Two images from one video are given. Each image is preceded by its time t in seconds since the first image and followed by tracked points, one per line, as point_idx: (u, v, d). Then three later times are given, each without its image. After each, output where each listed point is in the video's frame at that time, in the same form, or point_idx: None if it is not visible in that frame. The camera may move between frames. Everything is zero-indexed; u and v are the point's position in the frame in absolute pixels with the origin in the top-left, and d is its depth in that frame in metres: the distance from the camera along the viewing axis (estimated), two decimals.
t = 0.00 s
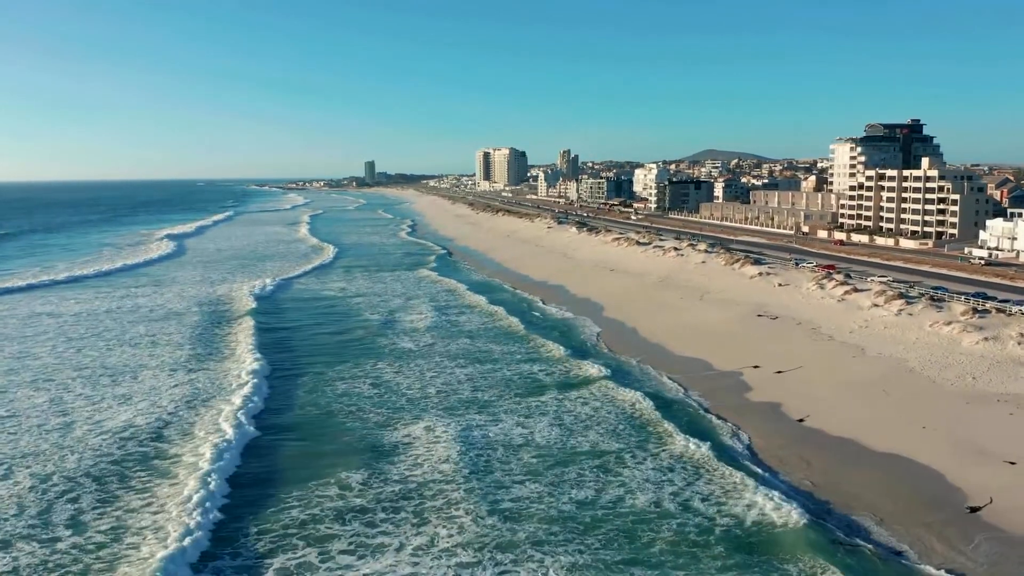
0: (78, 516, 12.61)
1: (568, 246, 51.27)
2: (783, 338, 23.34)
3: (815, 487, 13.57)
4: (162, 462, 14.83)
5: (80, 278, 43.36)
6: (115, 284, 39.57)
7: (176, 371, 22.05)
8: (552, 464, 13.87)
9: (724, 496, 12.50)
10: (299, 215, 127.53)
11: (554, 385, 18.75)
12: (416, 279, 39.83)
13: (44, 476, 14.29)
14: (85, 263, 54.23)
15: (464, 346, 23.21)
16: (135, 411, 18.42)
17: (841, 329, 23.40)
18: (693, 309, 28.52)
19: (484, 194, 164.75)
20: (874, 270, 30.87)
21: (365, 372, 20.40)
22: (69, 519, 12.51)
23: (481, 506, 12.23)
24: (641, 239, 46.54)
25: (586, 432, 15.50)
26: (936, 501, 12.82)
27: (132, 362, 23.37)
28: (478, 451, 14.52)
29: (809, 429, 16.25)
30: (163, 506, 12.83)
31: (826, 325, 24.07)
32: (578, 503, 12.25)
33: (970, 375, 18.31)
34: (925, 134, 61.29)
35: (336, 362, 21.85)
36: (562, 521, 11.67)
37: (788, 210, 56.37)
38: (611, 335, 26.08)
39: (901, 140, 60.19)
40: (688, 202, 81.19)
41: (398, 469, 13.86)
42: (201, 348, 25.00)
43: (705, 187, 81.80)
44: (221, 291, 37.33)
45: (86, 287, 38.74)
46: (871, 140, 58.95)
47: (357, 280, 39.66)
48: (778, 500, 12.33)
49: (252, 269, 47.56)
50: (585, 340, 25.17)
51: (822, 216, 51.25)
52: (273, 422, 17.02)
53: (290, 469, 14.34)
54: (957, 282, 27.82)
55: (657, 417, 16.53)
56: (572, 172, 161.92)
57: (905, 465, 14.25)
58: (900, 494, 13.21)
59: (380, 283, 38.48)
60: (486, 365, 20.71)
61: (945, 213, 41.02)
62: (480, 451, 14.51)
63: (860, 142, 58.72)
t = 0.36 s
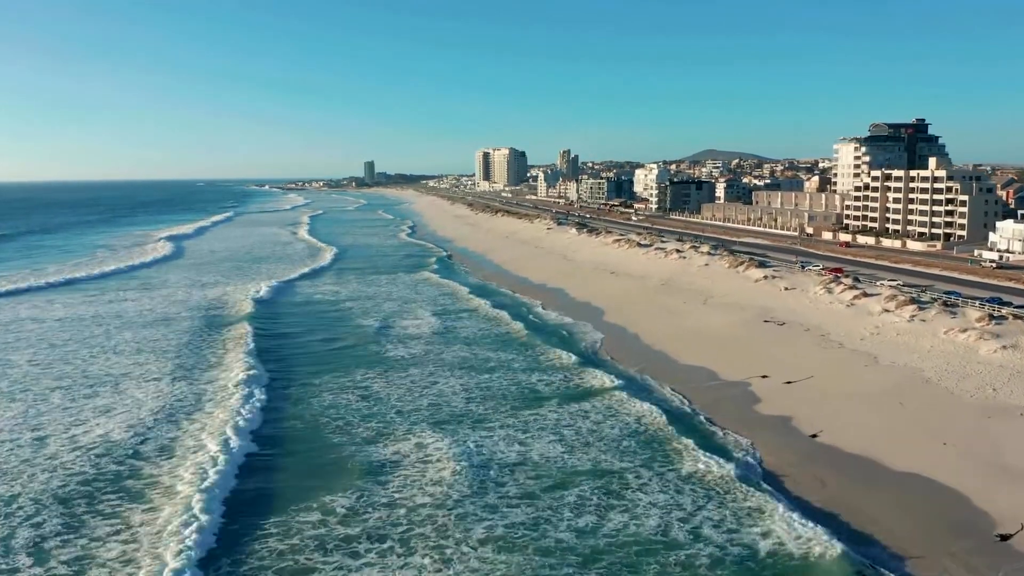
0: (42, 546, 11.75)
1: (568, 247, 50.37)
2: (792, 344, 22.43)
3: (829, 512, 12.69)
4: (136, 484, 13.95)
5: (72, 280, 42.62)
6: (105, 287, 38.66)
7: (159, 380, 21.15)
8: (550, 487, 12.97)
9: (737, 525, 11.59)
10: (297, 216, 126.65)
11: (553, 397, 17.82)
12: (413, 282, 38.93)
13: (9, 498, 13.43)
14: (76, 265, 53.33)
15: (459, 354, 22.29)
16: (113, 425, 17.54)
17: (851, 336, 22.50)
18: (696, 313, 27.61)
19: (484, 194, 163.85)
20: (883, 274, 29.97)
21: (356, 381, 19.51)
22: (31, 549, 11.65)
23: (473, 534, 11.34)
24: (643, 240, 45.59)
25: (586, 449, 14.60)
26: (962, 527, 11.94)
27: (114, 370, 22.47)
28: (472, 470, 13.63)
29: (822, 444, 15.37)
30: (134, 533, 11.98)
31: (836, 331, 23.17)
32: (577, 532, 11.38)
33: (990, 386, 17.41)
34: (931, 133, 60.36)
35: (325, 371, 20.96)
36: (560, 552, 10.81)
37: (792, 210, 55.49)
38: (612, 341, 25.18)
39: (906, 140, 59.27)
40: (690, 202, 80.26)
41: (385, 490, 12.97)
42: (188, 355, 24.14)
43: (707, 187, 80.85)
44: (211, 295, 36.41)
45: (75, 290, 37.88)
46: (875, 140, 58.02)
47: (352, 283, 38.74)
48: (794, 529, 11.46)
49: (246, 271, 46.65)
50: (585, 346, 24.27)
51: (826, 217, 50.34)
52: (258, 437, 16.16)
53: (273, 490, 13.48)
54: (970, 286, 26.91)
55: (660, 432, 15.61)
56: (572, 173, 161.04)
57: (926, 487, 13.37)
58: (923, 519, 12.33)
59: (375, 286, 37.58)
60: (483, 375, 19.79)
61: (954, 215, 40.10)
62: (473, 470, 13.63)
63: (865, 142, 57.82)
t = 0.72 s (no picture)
0: None
1: (568, 249, 49.44)
2: (800, 351, 21.51)
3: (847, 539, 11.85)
4: (107, 508, 13.06)
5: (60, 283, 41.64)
6: (93, 290, 37.75)
7: (139, 390, 20.20)
8: (549, 511, 12.06)
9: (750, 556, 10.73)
10: (296, 217, 125.86)
11: (552, 409, 16.91)
12: (409, 285, 37.96)
13: None
14: (68, 267, 52.46)
15: (453, 362, 21.32)
16: (85, 440, 16.62)
17: (863, 344, 21.58)
18: (700, 318, 26.71)
19: (484, 194, 162.96)
20: (892, 278, 29.08)
21: (345, 392, 18.60)
22: None
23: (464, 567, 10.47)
24: (644, 242, 44.69)
25: (587, 467, 13.71)
26: (994, 557, 11.03)
27: (93, 379, 21.51)
28: (464, 492, 12.75)
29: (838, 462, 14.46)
30: (99, 565, 11.10)
31: (846, 338, 22.24)
32: (577, 565, 10.51)
33: (1011, 397, 16.52)
34: (936, 133, 59.45)
35: (313, 381, 20.03)
36: None
37: (795, 211, 54.52)
38: (612, 347, 24.25)
39: (911, 140, 58.37)
40: (691, 202, 79.27)
41: (371, 515, 12.09)
42: (171, 362, 23.19)
43: (709, 187, 79.87)
44: (200, 298, 35.40)
45: (60, 293, 36.86)
46: (880, 139, 57.12)
47: (346, 286, 37.79)
48: (812, 562, 10.57)
49: (239, 273, 45.73)
50: (585, 353, 23.33)
51: (831, 218, 49.36)
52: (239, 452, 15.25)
53: (252, 514, 12.59)
54: (983, 291, 26.04)
55: (666, 447, 14.72)
56: (572, 172, 160.02)
57: (950, 510, 12.49)
58: (952, 547, 11.42)
59: (369, 289, 36.60)
60: (478, 385, 18.84)
61: (962, 216, 39.22)
62: (466, 492, 12.75)
63: (870, 142, 56.83)
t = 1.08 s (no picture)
0: None
1: (568, 250, 48.52)
2: (810, 359, 20.60)
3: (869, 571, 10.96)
4: (71, 535, 12.16)
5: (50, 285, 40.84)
6: (82, 294, 36.80)
7: (118, 401, 19.27)
8: (547, 541, 11.14)
9: None
10: (296, 217, 124.95)
11: (551, 423, 15.95)
12: (404, 288, 37.02)
13: None
14: (59, 269, 51.52)
15: (447, 371, 20.37)
16: (55, 457, 15.67)
17: (875, 353, 20.67)
18: (705, 323, 25.79)
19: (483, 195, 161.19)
20: (902, 282, 28.16)
21: (333, 405, 17.67)
22: None
23: None
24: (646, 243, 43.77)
25: (589, 491, 12.78)
26: None
27: (70, 389, 20.57)
28: (455, 519, 11.83)
29: (858, 485, 13.56)
30: None
31: (858, 347, 21.33)
32: None
33: None
34: (942, 132, 58.50)
35: (300, 393, 19.09)
36: None
37: (799, 212, 53.61)
38: (614, 355, 23.32)
39: (917, 139, 57.42)
40: (692, 203, 78.30)
41: (353, 546, 11.19)
42: (153, 370, 22.23)
43: (710, 188, 78.91)
44: (190, 302, 34.47)
45: (47, 297, 35.96)
46: (885, 139, 56.19)
47: (341, 289, 36.86)
48: None
49: (233, 275, 44.77)
50: (585, 360, 22.38)
51: (836, 219, 48.38)
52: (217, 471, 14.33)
53: (228, 541, 11.68)
54: (997, 296, 25.11)
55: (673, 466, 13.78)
56: (572, 172, 159.12)
57: (979, 538, 11.58)
58: None
59: (364, 293, 35.67)
60: (472, 396, 17.89)
61: (971, 217, 38.26)
62: (457, 519, 11.83)
63: (875, 142, 55.90)
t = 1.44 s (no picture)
0: None
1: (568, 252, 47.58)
2: (822, 369, 19.65)
3: None
4: (29, 568, 11.21)
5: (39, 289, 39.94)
6: (69, 298, 35.81)
7: (93, 414, 18.28)
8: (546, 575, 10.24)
9: None
10: (294, 218, 123.98)
11: (549, 440, 15.00)
12: (400, 291, 36.04)
13: None
14: (50, 272, 50.56)
15: (440, 381, 19.38)
16: (21, 477, 14.71)
17: (889, 362, 19.73)
18: (710, 330, 24.85)
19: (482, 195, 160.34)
20: (914, 287, 27.20)
21: (319, 420, 16.73)
22: None
23: None
24: (647, 245, 42.82)
25: (591, 518, 11.84)
26: None
27: (45, 399, 19.59)
28: (446, 550, 10.90)
29: (879, 509, 12.62)
30: None
31: (871, 355, 20.40)
32: None
33: None
34: (948, 132, 57.51)
35: (286, 405, 18.13)
36: None
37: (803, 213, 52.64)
38: (616, 363, 22.36)
39: (922, 139, 56.47)
40: (694, 204, 77.37)
41: None
42: (134, 380, 21.25)
43: (712, 188, 77.96)
44: (179, 306, 33.51)
45: (33, 302, 34.99)
46: (890, 139, 55.24)
47: (335, 293, 35.87)
48: None
49: (226, 278, 43.78)
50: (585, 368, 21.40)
51: (841, 220, 47.36)
52: (191, 493, 13.37)
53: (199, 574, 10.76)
54: (1014, 302, 24.14)
55: (680, 488, 12.85)
56: (572, 172, 158.16)
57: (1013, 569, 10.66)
58: None
59: (358, 296, 34.69)
60: (465, 409, 16.91)
61: (981, 219, 37.21)
62: (448, 550, 10.90)
63: (880, 142, 54.96)
